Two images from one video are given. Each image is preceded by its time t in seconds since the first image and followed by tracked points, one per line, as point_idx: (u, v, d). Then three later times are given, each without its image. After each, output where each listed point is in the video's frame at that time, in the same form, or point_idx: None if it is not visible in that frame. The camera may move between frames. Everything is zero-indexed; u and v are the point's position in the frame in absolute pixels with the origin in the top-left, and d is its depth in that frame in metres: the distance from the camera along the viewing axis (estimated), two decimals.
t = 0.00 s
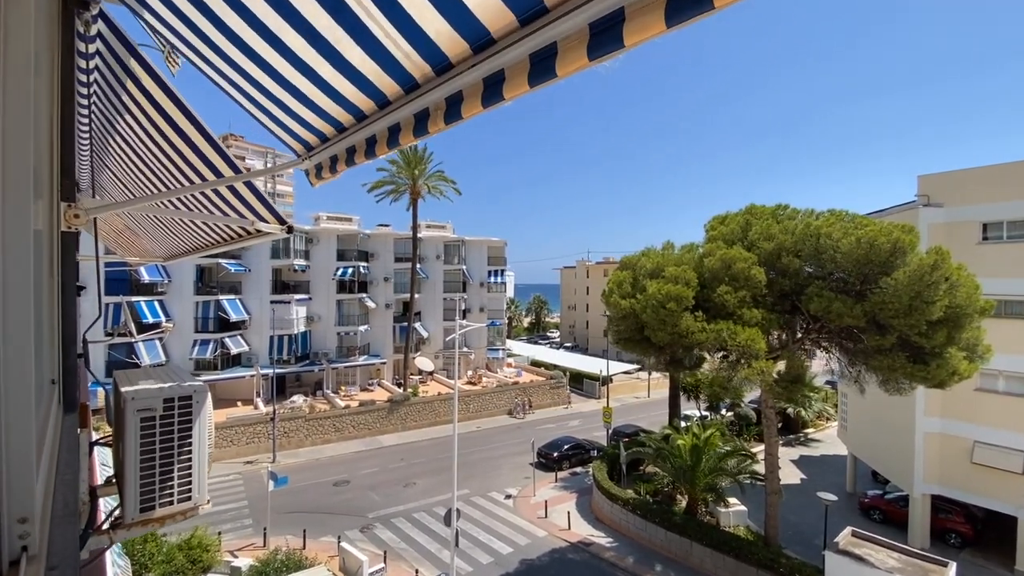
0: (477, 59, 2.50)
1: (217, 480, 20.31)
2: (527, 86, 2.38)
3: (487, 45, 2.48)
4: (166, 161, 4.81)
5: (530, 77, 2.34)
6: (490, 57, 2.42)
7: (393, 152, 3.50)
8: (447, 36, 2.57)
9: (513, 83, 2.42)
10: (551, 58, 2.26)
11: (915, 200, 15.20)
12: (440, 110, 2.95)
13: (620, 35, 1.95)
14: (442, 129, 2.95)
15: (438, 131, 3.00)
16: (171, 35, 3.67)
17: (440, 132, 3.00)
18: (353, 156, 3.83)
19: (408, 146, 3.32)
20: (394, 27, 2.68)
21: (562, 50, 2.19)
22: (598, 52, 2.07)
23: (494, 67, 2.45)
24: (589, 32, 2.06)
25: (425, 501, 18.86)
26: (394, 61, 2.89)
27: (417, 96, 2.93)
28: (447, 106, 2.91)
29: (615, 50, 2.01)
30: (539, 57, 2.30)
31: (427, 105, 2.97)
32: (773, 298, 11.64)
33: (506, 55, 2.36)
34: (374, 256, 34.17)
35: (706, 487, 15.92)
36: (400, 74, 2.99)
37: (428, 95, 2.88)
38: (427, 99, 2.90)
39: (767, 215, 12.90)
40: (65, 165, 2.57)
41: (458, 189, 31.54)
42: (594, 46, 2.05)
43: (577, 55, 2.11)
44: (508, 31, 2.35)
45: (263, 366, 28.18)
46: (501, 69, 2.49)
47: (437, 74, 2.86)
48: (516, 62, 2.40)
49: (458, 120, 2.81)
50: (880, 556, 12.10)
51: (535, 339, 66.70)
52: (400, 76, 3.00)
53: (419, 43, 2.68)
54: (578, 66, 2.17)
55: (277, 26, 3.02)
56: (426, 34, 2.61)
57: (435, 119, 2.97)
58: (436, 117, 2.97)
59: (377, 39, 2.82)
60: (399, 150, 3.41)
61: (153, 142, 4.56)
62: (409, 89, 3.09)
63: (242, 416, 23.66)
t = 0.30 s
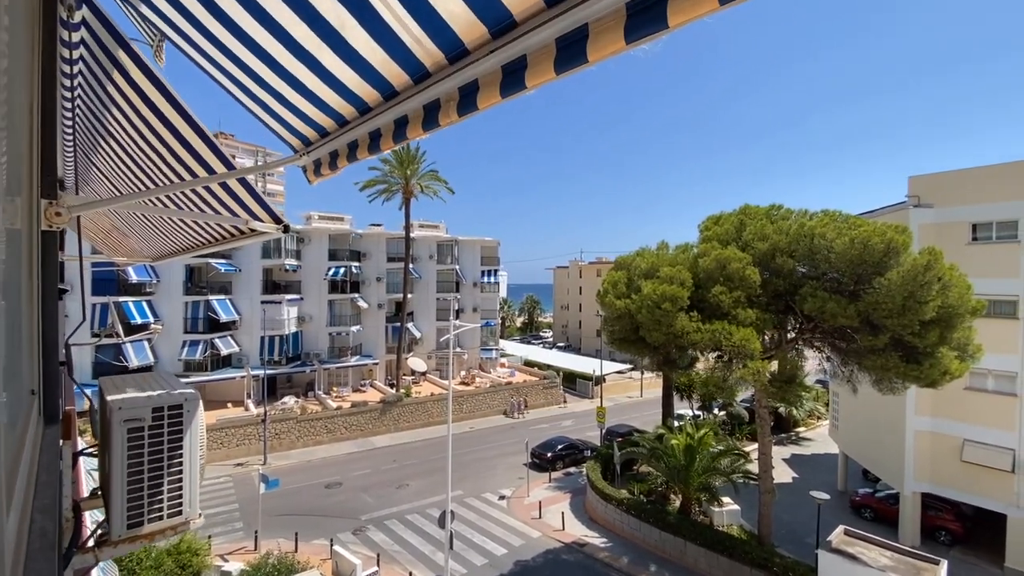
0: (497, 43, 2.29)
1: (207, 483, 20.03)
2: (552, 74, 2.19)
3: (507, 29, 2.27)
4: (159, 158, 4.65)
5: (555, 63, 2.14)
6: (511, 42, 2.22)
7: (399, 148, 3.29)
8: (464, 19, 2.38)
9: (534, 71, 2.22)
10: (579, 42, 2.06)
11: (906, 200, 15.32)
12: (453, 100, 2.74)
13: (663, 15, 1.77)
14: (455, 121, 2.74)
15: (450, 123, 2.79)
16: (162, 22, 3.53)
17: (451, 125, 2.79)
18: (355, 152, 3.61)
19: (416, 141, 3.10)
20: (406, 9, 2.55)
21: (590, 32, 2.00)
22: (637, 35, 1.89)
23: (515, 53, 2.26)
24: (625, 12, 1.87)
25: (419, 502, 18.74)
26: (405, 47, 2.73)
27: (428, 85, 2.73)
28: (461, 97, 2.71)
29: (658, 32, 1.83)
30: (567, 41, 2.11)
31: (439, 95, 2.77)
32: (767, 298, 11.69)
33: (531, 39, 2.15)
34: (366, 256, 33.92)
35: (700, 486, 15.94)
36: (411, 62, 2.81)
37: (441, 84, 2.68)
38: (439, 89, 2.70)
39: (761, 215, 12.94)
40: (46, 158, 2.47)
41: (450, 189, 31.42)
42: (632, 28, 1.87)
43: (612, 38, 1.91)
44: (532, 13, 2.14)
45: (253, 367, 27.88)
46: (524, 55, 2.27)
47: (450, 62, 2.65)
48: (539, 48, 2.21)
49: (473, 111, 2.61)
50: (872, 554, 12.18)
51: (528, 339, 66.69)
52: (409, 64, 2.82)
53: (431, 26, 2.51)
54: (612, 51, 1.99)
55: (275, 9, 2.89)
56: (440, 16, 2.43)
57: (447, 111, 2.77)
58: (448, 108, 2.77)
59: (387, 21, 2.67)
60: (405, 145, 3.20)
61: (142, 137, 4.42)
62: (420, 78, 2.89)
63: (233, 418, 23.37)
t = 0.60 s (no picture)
0: (520, 35, 2.21)
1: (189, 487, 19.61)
2: (580, 70, 2.12)
3: (530, 21, 2.22)
4: (146, 156, 4.49)
5: (584, 56, 2.06)
6: (536, 32, 2.13)
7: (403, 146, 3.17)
8: (484, 11, 2.30)
9: (562, 66, 2.14)
10: (613, 33, 1.98)
11: (888, 202, 15.60)
12: (467, 96, 2.64)
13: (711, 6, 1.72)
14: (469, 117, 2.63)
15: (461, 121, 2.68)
16: (150, 14, 3.40)
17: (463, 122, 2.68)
18: (355, 151, 3.48)
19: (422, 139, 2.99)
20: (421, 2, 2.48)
21: (627, 27, 1.91)
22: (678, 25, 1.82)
23: (537, 46, 2.17)
24: None
25: (407, 504, 18.58)
26: (416, 39, 2.63)
27: (440, 80, 2.63)
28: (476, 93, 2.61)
29: (704, 23, 1.78)
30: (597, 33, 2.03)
31: (449, 91, 2.66)
32: (755, 298, 11.81)
33: (558, 30, 2.07)
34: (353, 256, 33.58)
35: (688, 485, 16.04)
36: (422, 54, 2.71)
37: (455, 79, 2.57)
38: (452, 84, 2.59)
39: (748, 217, 13.07)
40: (20, 155, 2.34)
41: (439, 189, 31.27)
42: (674, 18, 1.79)
43: (652, 27, 1.83)
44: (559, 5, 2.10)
45: (238, 368, 27.40)
46: (548, 47, 2.17)
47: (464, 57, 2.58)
48: (568, 42, 2.12)
49: (489, 107, 2.51)
50: (857, 551, 12.36)
51: (516, 339, 66.66)
52: (419, 58, 2.74)
53: (449, 18, 2.44)
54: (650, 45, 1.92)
55: None
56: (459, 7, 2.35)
57: (459, 108, 2.66)
58: (460, 105, 2.66)
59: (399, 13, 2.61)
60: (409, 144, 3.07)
61: (127, 134, 4.27)
62: (431, 73, 2.78)
63: (216, 420, 22.94)
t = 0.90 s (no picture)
0: (552, 13, 1.97)
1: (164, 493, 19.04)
2: (622, 53, 1.91)
3: None
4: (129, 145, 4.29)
5: (627, 37, 1.86)
6: (570, 11, 1.90)
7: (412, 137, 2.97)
8: None
9: (601, 49, 1.92)
10: (662, 12, 1.77)
11: (865, 204, 15.96)
12: (487, 82, 2.41)
13: None
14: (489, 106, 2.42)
15: (481, 109, 2.48)
16: None
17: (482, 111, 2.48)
18: (358, 142, 3.33)
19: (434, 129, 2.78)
20: None
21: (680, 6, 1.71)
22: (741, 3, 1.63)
23: (572, 25, 1.95)
24: None
25: (391, 507, 18.35)
26: (431, 18, 2.41)
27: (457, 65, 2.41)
28: (498, 78, 2.39)
29: None
30: (645, 11, 1.81)
31: (466, 76, 2.45)
32: (739, 298, 11.98)
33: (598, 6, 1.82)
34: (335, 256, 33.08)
35: (672, 483, 16.17)
36: (436, 35, 2.48)
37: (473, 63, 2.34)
38: (470, 68, 2.38)
39: (731, 218, 13.25)
40: None
41: (423, 188, 31.00)
42: None
43: (711, 4, 1.64)
44: None
45: (215, 370, 26.71)
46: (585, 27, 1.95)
47: (484, 37, 2.34)
48: (606, 21, 1.91)
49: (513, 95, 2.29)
50: (837, 546, 12.61)
51: (500, 339, 66.56)
52: (433, 38, 2.50)
53: None
54: (706, 23, 1.73)
55: None
56: None
57: (478, 96, 2.45)
58: (481, 92, 2.44)
59: None
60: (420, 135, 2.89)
61: (104, 123, 4.07)
62: (445, 58, 2.56)
63: (193, 424, 22.34)
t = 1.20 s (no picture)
0: None
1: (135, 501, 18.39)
2: (663, 41, 1.83)
3: None
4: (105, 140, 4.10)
5: (669, 25, 1.77)
6: None
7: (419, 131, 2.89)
8: None
9: (641, 37, 1.83)
10: None
11: (839, 206, 16.36)
12: (506, 73, 2.32)
13: None
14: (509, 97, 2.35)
15: (499, 102, 2.40)
16: None
17: (500, 104, 2.40)
18: (358, 136, 3.24)
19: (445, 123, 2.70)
20: None
21: None
22: None
23: (607, 12, 1.84)
24: None
25: (372, 511, 18.08)
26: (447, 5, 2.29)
27: (473, 54, 2.31)
28: (517, 69, 2.30)
29: None
30: None
31: (482, 67, 2.36)
32: (719, 298, 12.17)
33: None
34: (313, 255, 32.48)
35: (653, 482, 16.33)
36: (449, 23, 2.36)
37: (491, 52, 2.24)
38: (488, 59, 2.28)
39: (711, 219, 13.45)
40: None
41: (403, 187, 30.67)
42: None
43: None
44: None
45: (188, 373, 25.93)
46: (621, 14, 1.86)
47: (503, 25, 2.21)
48: (645, 8, 1.81)
49: (537, 87, 2.21)
50: (813, 540, 12.90)
51: (481, 340, 66.41)
52: (446, 26, 2.39)
53: None
54: (759, 10, 1.66)
55: None
56: None
57: (495, 88, 2.36)
58: (498, 83, 2.35)
59: None
60: (429, 129, 2.81)
61: (80, 115, 3.86)
62: (457, 47, 2.46)
63: (165, 429, 21.65)
